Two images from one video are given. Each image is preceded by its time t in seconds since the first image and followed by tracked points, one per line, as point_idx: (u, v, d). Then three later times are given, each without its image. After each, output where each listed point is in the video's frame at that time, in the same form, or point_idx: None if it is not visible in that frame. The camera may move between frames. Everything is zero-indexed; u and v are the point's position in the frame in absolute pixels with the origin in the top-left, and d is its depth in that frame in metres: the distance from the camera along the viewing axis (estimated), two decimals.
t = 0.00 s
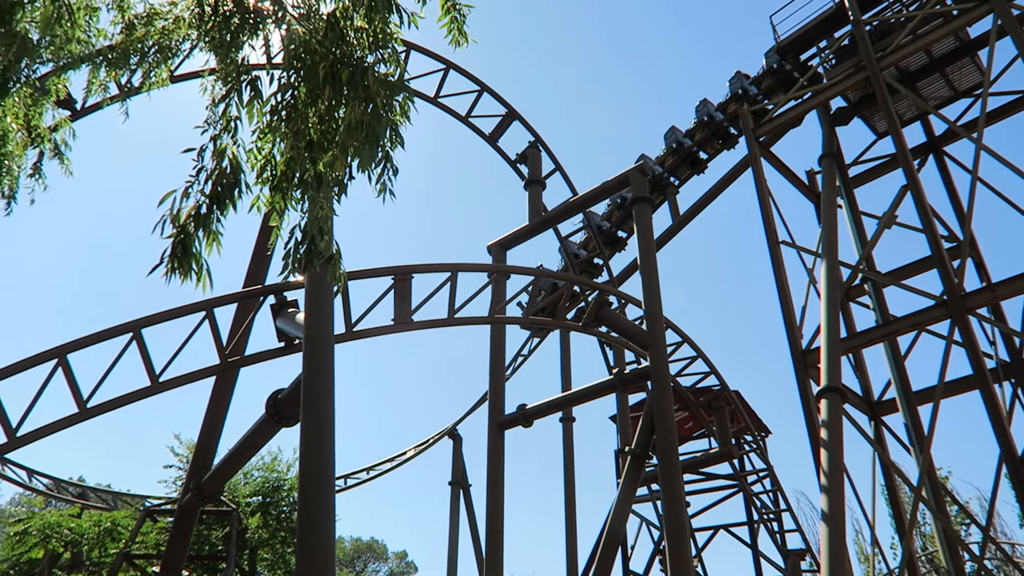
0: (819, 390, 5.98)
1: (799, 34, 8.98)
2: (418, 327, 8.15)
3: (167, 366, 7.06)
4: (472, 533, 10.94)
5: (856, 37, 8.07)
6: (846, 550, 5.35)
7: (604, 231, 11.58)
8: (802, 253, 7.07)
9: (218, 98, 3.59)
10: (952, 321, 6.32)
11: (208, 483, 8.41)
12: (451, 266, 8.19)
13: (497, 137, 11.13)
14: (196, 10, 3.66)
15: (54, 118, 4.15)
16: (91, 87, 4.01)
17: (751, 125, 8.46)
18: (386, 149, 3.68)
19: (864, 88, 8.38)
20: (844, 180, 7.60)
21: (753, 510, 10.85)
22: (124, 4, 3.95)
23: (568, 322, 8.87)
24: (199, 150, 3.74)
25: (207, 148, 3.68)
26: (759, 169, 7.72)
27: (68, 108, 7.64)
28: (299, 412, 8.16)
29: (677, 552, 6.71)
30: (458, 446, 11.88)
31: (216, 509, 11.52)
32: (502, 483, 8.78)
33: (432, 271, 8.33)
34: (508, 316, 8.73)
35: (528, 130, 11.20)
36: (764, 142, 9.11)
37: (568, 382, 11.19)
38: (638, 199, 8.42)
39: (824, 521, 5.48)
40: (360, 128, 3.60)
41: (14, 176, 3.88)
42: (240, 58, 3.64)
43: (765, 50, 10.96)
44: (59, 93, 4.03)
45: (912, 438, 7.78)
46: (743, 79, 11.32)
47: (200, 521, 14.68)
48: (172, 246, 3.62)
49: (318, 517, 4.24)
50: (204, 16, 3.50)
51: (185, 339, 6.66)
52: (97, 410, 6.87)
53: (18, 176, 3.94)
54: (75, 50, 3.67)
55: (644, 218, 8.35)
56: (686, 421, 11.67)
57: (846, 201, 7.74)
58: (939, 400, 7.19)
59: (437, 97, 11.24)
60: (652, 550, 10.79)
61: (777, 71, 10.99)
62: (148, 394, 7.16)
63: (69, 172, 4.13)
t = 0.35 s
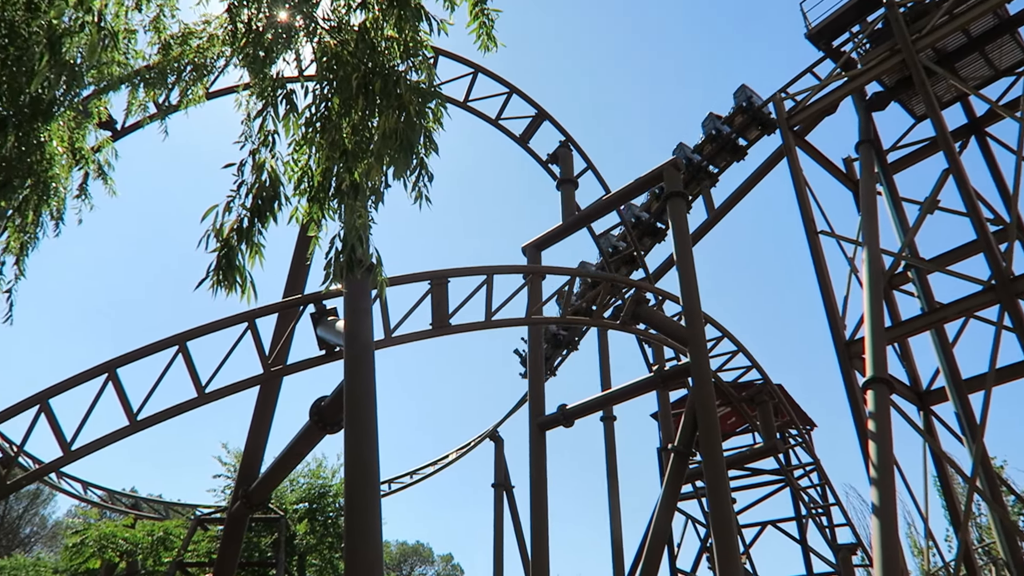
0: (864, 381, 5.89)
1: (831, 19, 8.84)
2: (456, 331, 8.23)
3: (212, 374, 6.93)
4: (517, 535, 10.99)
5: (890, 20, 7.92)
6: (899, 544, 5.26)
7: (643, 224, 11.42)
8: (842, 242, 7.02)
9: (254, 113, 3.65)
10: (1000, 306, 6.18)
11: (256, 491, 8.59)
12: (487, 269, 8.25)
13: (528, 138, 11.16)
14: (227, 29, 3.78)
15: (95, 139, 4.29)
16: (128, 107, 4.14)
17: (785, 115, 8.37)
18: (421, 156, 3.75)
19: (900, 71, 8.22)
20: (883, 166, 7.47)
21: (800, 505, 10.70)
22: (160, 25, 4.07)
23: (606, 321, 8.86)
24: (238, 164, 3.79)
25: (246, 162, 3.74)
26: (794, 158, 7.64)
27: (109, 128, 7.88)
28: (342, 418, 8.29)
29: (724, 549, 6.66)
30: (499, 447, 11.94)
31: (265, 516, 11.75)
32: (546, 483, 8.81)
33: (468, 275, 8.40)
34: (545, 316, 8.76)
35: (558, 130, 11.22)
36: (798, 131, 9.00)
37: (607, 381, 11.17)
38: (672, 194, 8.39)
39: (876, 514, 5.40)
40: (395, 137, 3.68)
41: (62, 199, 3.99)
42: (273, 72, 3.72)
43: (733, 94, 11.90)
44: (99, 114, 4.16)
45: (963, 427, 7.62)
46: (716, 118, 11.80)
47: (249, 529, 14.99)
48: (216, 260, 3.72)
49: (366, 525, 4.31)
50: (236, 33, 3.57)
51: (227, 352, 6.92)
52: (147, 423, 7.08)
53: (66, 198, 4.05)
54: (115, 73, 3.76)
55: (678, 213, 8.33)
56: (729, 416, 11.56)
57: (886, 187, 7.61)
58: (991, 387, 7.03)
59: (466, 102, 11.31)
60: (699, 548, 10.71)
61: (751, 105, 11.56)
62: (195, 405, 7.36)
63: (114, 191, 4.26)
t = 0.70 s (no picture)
0: (909, 371, 5.79)
1: (862, 3, 8.71)
2: (492, 332, 8.28)
3: (253, 384, 7.20)
4: (559, 535, 10.99)
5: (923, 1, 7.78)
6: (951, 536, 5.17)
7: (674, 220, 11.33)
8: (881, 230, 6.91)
9: (287, 124, 3.73)
10: None
11: (301, 496, 8.74)
12: (521, 270, 8.29)
13: (557, 138, 11.18)
14: (255, 43, 3.88)
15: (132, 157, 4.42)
16: (162, 125, 4.25)
17: (817, 103, 8.27)
18: (453, 161, 3.80)
19: (935, 53, 8.07)
20: (920, 151, 7.34)
21: (847, 498, 10.53)
22: (192, 42, 4.19)
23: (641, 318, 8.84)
24: (275, 176, 3.85)
25: (282, 173, 3.80)
26: (828, 147, 7.54)
27: (147, 146, 8.11)
28: (382, 423, 8.40)
29: (770, 545, 6.61)
30: (539, 448, 11.97)
31: (310, 522, 11.93)
32: (587, 482, 8.82)
33: (502, 277, 8.45)
34: (580, 315, 8.78)
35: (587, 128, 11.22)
36: (831, 119, 8.89)
37: (645, 379, 11.13)
38: (705, 188, 8.34)
39: (926, 506, 5.31)
40: (427, 143, 3.74)
41: (103, 216, 4.10)
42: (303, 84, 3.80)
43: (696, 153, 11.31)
44: (137, 133, 4.28)
45: (1014, 414, 7.45)
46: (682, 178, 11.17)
47: (295, 535, 15.24)
48: (257, 271, 3.81)
49: (411, 525, 4.38)
50: (266, 47, 3.64)
51: (266, 362, 7.31)
52: (192, 432, 7.26)
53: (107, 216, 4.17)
54: (151, 91, 3.86)
55: (711, 207, 8.27)
56: (770, 411, 11.44)
57: (924, 172, 7.47)
58: None
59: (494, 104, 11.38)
60: (744, 544, 10.60)
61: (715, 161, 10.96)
62: (238, 414, 7.52)
63: (153, 208, 4.38)
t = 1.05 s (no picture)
0: (953, 358, 5.66)
1: None
2: (526, 333, 8.30)
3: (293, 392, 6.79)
4: (601, 533, 10.97)
5: None
6: (1003, 525, 5.05)
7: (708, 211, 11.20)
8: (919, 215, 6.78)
9: (317, 134, 3.78)
10: None
11: (343, 502, 8.83)
12: (553, 270, 8.30)
13: (584, 136, 11.16)
14: (283, 55, 3.95)
15: (168, 173, 4.53)
16: (195, 140, 4.34)
17: (849, 88, 8.13)
18: (481, 162, 3.82)
19: (968, 31, 7.88)
20: (957, 132, 7.18)
21: (894, 489, 10.34)
22: (221, 57, 4.29)
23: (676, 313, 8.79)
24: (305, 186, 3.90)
25: (313, 183, 3.85)
26: (861, 133, 7.42)
27: (181, 161, 8.29)
28: (420, 426, 8.47)
29: (816, 538, 6.52)
30: (578, 447, 11.96)
31: (353, 526, 12.07)
32: (627, 480, 8.79)
33: (534, 277, 8.47)
34: (614, 313, 8.75)
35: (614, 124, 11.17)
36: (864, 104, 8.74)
37: (682, 374, 11.06)
38: (736, 179, 8.25)
39: (977, 496, 5.20)
40: (455, 146, 3.77)
41: (142, 232, 4.20)
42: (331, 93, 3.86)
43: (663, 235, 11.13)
44: (171, 149, 4.38)
45: None
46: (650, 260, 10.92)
47: (339, 539, 15.44)
48: (292, 280, 3.87)
49: (453, 526, 4.43)
50: (294, 58, 3.70)
51: (306, 368, 6.82)
52: (235, 441, 7.40)
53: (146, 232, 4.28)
54: (183, 107, 3.95)
55: (744, 197, 8.19)
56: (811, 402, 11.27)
57: (962, 153, 7.30)
58: None
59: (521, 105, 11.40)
60: (790, 538, 10.46)
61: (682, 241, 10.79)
62: (279, 422, 7.64)
63: (190, 222, 4.48)
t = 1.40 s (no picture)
0: (994, 344, 5.53)
1: None
2: (555, 331, 8.29)
3: (326, 397, 6.96)
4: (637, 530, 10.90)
5: None
6: None
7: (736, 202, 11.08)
8: (953, 199, 6.63)
9: (341, 139, 3.80)
10: None
11: (378, 504, 8.88)
12: (580, 267, 8.28)
13: (608, 131, 11.10)
14: (306, 63, 3.99)
15: (197, 183, 4.60)
16: (223, 149, 4.40)
17: (876, 73, 7.98)
18: (504, 161, 3.81)
19: (1000, 10, 7.69)
20: (991, 113, 7.00)
21: (935, 480, 10.14)
22: (245, 67, 4.34)
23: (706, 307, 8.71)
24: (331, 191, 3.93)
25: (338, 188, 3.87)
26: (891, 117, 7.28)
27: (210, 172, 8.42)
28: (452, 428, 8.50)
29: (857, 532, 6.41)
30: (611, 444, 11.91)
31: (388, 528, 12.14)
32: (661, 476, 8.73)
33: (562, 275, 8.44)
34: (643, 308, 8.70)
35: (638, 119, 11.10)
36: (893, 88, 8.57)
37: (714, 368, 10.96)
38: (764, 170, 8.15)
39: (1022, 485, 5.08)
40: (478, 146, 3.76)
41: (174, 242, 4.27)
42: (354, 98, 3.88)
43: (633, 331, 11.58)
44: (200, 160, 4.44)
45: None
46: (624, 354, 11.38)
47: (375, 541, 15.56)
48: (320, 285, 3.89)
49: (488, 526, 4.43)
50: (316, 65, 3.72)
51: (338, 372, 7.02)
52: (270, 446, 7.49)
53: (178, 241, 4.35)
54: (210, 118, 4.00)
55: (772, 188, 8.09)
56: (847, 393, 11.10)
57: (997, 135, 7.11)
58: None
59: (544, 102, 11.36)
60: (829, 532, 10.31)
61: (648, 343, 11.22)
62: (313, 426, 7.72)
63: (219, 230, 4.54)
